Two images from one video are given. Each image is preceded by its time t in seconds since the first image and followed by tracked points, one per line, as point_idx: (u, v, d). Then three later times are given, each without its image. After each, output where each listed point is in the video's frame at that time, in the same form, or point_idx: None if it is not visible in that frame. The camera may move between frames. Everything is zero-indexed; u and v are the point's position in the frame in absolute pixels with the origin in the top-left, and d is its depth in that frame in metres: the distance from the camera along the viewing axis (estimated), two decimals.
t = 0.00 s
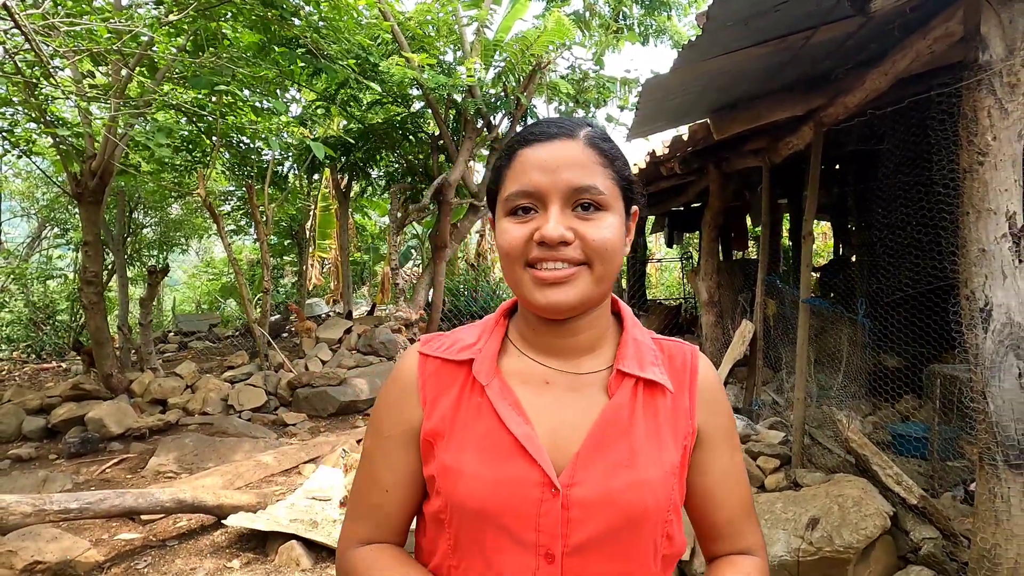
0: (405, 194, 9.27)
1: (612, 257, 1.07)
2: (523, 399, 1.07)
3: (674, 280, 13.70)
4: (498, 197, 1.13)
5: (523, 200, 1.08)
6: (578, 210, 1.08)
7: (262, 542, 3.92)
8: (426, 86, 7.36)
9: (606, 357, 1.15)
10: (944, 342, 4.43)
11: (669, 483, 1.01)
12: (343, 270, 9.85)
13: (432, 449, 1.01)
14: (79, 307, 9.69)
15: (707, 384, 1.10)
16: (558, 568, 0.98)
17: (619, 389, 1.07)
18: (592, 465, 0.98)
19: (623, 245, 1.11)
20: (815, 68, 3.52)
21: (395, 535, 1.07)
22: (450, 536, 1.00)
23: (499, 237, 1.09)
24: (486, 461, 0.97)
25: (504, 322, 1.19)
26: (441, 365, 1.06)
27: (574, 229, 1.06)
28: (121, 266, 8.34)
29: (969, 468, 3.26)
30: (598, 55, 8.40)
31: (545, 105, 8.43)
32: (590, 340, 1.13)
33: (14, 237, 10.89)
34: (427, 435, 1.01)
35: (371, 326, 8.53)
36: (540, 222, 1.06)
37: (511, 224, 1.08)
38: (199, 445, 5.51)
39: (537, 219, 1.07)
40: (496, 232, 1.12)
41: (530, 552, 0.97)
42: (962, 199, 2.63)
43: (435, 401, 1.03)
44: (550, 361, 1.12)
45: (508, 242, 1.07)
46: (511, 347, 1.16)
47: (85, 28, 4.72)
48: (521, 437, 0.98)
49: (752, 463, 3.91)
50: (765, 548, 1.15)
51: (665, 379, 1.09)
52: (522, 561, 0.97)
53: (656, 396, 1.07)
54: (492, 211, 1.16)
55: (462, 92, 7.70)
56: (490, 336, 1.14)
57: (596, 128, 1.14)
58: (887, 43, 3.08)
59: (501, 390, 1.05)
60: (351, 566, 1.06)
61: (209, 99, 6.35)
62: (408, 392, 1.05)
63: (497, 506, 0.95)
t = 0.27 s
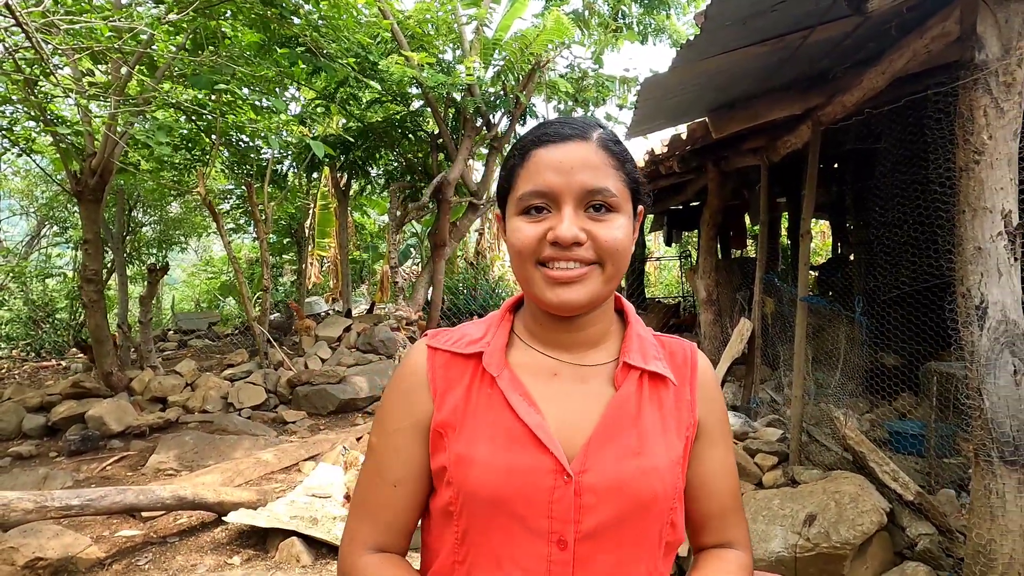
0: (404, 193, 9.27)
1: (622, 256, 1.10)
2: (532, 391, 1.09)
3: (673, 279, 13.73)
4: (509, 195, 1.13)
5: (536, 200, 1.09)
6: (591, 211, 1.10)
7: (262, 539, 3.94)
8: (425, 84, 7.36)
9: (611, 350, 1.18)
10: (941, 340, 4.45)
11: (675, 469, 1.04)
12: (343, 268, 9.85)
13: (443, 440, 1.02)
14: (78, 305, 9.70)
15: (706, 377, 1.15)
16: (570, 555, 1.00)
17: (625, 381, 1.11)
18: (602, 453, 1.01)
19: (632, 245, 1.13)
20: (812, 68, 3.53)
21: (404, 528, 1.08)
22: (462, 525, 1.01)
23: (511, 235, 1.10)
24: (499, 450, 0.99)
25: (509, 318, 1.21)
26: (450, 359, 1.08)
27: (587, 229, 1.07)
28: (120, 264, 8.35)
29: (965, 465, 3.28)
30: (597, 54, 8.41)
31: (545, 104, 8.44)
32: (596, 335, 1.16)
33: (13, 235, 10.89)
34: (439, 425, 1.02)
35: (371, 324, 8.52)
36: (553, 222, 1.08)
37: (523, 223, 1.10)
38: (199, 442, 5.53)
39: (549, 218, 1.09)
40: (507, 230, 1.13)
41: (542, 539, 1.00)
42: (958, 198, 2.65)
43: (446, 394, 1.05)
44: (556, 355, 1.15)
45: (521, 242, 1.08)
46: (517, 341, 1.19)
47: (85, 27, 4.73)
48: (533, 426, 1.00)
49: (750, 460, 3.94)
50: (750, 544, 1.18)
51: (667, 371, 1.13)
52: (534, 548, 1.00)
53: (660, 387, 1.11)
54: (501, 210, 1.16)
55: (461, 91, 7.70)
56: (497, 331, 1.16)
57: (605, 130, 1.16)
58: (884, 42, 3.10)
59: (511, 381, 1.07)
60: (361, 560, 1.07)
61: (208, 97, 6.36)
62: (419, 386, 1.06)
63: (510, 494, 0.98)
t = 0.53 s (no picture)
0: (402, 190, 9.29)
1: (620, 250, 1.13)
2: (533, 379, 1.12)
3: (670, 276, 13.77)
4: (511, 190, 1.16)
5: (538, 195, 1.12)
6: (590, 206, 1.12)
7: (262, 533, 3.98)
8: (423, 82, 7.38)
9: (607, 341, 1.21)
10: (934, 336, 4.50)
11: (671, 453, 1.08)
12: (340, 266, 9.87)
13: (448, 427, 1.04)
14: (76, 302, 9.71)
15: (697, 366, 1.19)
16: (573, 536, 1.03)
17: (622, 369, 1.14)
18: (603, 437, 1.04)
19: (629, 239, 1.16)
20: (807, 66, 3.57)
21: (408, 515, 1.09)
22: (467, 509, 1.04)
23: (513, 229, 1.12)
24: (503, 435, 1.01)
25: (509, 310, 1.23)
26: (453, 349, 1.11)
27: (587, 224, 1.10)
28: (118, 261, 8.36)
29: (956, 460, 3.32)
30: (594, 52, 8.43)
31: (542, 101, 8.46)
32: (593, 326, 1.19)
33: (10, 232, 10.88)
34: (443, 414, 1.04)
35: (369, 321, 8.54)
36: (554, 217, 1.10)
37: (524, 217, 1.12)
38: (198, 438, 5.55)
39: (551, 213, 1.11)
40: (508, 224, 1.15)
41: (546, 521, 1.02)
42: (949, 195, 2.68)
43: (450, 382, 1.07)
44: (555, 345, 1.17)
45: (523, 235, 1.10)
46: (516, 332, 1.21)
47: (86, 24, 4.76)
48: (536, 412, 1.03)
49: (745, 455, 3.98)
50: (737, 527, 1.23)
51: (662, 360, 1.16)
52: (537, 530, 1.03)
53: (655, 375, 1.14)
54: (503, 205, 1.19)
55: (459, 88, 7.72)
56: (497, 322, 1.18)
57: (604, 127, 1.18)
58: (878, 41, 3.13)
59: (513, 370, 1.10)
60: (365, 548, 1.08)
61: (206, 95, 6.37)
62: (423, 375, 1.08)
63: (515, 477, 1.00)
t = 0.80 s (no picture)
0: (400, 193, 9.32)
1: (616, 265, 1.18)
2: (534, 383, 1.16)
3: (666, 279, 13.84)
4: (513, 207, 1.20)
5: (540, 212, 1.16)
6: (588, 223, 1.17)
7: (260, 535, 4.02)
8: (421, 87, 7.44)
9: (604, 347, 1.26)
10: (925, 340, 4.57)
11: (664, 455, 1.13)
12: (338, 269, 9.90)
13: (454, 429, 1.09)
14: (74, 305, 9.72)
15: (687, 373, 1.24)
16: (571, 532, 1.08)
17: (618, 375, 1.18)
18: (601, 438, 1.09)
19: (625, 254, 1.21)
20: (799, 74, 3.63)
21: (414, 511, 1.14)
22: (472, 505, 1.08)
23: (515, 244, 1.16)
24: (508, 436, 1.06)
25: (510, 318, 1.27)
26: (459, 354, 1.15)
27: (586, 240, 1.15)
28: (116, 264, 8.38)
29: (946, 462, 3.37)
30: (591, 57, 8.50)
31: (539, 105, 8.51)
32: (591, 333, 1.24)
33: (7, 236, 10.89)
34: (450, 415, 1.09)
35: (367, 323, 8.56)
36: (555, 233, 1.15)
37: (527, 232, 1.16)
38: (196, 441, 5.58)
39: (552, 229, 1.16)
40: (510, 238, 1.19)
41: (546, 517, 1.07)
42: (937, 201, 2.73)
43: (456, 386, 1.11)
44: (554, 351, 1.22)
45: (525, 250, 1.14)
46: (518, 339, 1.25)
47: (87, 30, 4.82)
48: (538, 414, 1.08)
49: (740, 457, 4.03)
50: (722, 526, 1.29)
51: (654, 366, 1.21)
52: (538, 527, 1.08)
53: (649, 381, 1.19)
54: (506, 219, 1.23)
55: (456, 92, 7.77)
56: (500, 328, 1.23)
57: (603, 147, 1.23)
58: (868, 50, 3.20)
59: (516, 375, 1.14)
60: (373, 541, 1.12)
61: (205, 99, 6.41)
62: (430, 378, 1.12)
63: (519, 477, 1.05)
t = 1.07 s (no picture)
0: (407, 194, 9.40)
1: (603, 270, 1.24)
2: (538, 377, 1.23)
3: (673, 279, 13.88)
4: (509, 219, 1.29)
5: (529, 225, 1.24)
6: (573, 234, 1.24)
7: (272, 529, 4.11)
8: (428, 89, 7.53)
9: (602, 345, 1.32)
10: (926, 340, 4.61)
11: (658, 445, 1.20)
12: (346, 269, 9.99)
13: (463, 418, 1.16)
14: (86, 305, 9.86)
15: (682, 370, 1.30)
16: (569, 516, 1.15)
17: (615, 371, 1.25)
18: (599, 428, 1.16)
19: (612, 260, 1.27)
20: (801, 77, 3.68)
21: (424, 494, 1.21)
22: (477, 489, 1.16)
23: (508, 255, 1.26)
24: (511, 426, 1.13)
25: (515, 317, 1.34)
26: (468, 350, 1.23)
27: (570, 250, 1.22)
28: (127, 264, 8.50)
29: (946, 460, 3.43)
30: (597, 59, 8.56)
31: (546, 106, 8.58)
32: (589, 332, 1.31)
33: (20, 236, 11.04)
34: (460, 405, 1.17)
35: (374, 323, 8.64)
36: (542, 243, 1.23)
37: (519, 243, 1.25)
38: (208, 438, 5.68)
39: (540, 240, 1.24)
40: (508, 248, 1.29)
41: (545, 501, 1.14)
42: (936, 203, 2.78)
43: (465, 379, 1.19)
44: (555, 349, 1.29)
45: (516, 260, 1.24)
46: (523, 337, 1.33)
47: (102, 35, 4.93)
48: (540, 405, 1.15)
49: (743, 455, 4.08)
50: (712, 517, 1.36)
51: (651, 363, 1.28)
52: (539, 509, 1.15)
53: (645, 377, 1.26)
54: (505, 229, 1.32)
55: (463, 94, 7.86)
56: (505, 326, 1.30)
57: (592, 160, 1.29)
58: (868, 55, 3.25)
59: (520, 370, 1.22)
60: (385, 520, 1.20)
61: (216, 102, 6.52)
62: (441, 372, 1.20)
63: (522, 463, 1.12)
